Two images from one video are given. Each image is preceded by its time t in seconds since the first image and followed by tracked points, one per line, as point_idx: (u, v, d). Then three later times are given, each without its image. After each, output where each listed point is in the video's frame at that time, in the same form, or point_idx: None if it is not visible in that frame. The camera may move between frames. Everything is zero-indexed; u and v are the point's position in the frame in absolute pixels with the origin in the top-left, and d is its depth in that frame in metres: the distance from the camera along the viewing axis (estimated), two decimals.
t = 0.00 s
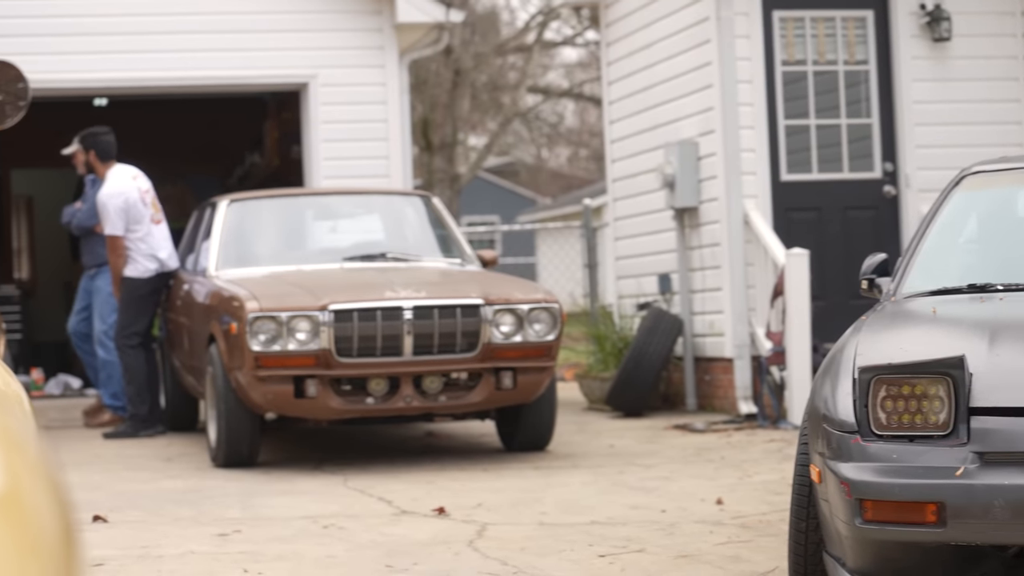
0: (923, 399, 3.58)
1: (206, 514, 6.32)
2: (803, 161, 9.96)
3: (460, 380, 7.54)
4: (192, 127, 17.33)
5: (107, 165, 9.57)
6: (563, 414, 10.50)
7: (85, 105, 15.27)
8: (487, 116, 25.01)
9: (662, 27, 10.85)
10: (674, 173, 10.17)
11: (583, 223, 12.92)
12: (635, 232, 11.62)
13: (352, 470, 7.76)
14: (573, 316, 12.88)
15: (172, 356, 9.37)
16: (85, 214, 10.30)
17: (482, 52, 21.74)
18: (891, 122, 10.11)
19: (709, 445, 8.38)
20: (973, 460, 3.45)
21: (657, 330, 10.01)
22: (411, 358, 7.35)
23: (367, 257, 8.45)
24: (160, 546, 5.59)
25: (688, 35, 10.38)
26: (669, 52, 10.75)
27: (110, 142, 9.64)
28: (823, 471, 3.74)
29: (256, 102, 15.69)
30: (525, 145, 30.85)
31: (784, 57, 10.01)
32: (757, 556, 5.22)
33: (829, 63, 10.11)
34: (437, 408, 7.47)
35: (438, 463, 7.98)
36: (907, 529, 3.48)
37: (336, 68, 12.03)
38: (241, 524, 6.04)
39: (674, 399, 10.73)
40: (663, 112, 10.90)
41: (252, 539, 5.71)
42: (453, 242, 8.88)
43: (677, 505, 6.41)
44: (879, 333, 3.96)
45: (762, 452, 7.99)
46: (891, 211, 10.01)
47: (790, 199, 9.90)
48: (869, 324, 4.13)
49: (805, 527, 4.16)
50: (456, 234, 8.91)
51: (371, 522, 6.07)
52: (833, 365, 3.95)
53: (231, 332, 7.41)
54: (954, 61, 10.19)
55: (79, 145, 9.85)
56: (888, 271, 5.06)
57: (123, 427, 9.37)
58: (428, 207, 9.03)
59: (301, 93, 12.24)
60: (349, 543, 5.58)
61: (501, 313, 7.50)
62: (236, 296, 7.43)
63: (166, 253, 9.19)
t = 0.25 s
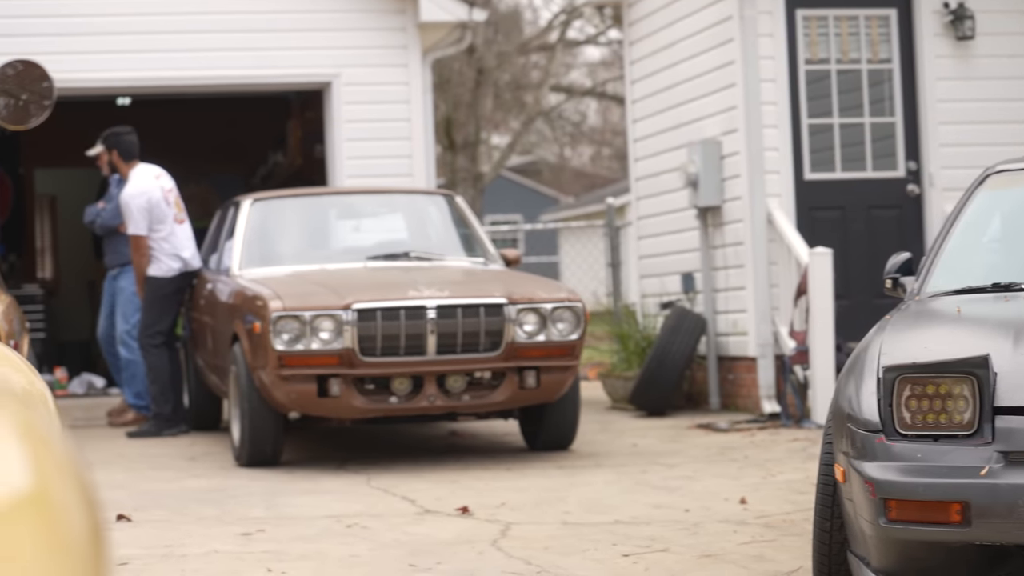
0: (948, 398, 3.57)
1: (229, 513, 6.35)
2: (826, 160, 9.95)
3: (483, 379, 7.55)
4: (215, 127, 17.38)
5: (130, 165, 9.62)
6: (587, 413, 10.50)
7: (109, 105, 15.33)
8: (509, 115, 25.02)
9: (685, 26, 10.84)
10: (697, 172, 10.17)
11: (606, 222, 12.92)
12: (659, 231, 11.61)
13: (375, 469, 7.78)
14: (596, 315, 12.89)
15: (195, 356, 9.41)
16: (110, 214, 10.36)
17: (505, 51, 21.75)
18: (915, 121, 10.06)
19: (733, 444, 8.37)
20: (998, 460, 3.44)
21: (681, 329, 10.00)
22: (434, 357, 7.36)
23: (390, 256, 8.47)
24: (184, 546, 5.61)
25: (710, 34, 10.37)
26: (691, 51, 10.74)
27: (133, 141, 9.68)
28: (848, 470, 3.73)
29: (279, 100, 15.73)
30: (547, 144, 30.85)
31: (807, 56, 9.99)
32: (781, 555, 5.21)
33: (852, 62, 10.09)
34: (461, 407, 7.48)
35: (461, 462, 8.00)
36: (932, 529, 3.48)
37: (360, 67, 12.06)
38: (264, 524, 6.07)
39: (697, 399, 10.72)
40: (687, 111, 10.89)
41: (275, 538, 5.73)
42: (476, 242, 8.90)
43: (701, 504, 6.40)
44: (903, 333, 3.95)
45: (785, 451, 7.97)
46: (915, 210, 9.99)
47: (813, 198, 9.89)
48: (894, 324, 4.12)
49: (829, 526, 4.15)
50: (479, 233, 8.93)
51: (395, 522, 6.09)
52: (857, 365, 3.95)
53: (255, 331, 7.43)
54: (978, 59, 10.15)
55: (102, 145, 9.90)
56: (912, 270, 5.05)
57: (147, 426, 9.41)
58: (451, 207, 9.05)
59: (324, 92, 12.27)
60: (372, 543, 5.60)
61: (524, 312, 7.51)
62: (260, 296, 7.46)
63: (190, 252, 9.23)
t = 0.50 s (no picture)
0: (973, 401, 3.59)
1: (254, 515, 6.37)
2: (851, 162, 9.92)
3: (508, 382, 7.57)
4: (239, 129, 17.44)
5: (155, 167, 9.66)
6: (611, 415, 10.50)
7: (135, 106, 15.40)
8: (534, 116, 25.05)
9: (710, 28, 10.83)
10: (722, 174, 10.15)
11: (631, 224, 12.91)
12: (684, 233, 11.60)
13: (400, 471, 7.80)
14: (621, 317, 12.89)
15: (220, 358, 9.46)
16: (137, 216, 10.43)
17: (530, 53, 21.77)
18: (941, 123, 10.03)
19: (758, 446, 8.36)
20: None
21: (705, 331, 10.03)
22: (459, 359, 7.38)
23: (415, 258, 8.49)
24: (209, 547, 5.64)
25: (736, 36, 10.36)
26: (717, 53, 10.74)
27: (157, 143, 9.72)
28: (873, 473, 3.73)
29: (303, 102, 15.78)
30: (572, 146, 30.85)
31: (832, 58, 9.97)
32: (806, 558, 5.21)
33: (878, 64, 10.06)
34: (485, 409, 7.49)
35: (486, 465, 8.01)
36: (957, 532, 3.47)
37: (385, 69, 12.09)
38: (289, 525, 6.09)
39: (722, 401, 10.71)
40: (712, 113, 10.87)
41: (300, 540, 5.75)
42: (501, 243, 8.91)
43: (726, 506, 6.40)
44: (929, 336, 3.94)
45: (810, 454, 7.96)
46: (940, 212, 9.96)
47: (839, 200, 9.86)
48: (920, 327, 4.11)
49: (855, 529, 4.15)
50: (503, 235, 8.94)
51: (419, 524, 6.10)
52: (883, 368, 3.94)
53: (280, 333, 7.46)
54: (1003, 61, 10.11)
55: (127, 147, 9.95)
56: (938, 272, 5.04)
57: (172, 427, 9.47)
58: (476, 209, 9.07)
59: (349, 95, 12.31)
60: (397, 545, 5.62)
61: (549, 314, 7.52)
62: (285, 297, 7.48)
63: (215, 254, 9.28)
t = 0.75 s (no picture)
0: (994, 403, 3.62)
1: (274, 517, 6.40)
2: (871, 163, 9.91)
3: (527, 384, 7.58)
4: (259, 130, 17.49)
5: (175, 169, 9.70)
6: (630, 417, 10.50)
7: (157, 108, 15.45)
8: (553, 118, 25.05)
9: (730, 29, 10.82)
10: (742, 176, 10.14)
11: (650, 226, 12.91)
12: (704, 235, 11.59)
13: (420, 473, 7.81)
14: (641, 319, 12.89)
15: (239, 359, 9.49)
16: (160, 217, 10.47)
17: (550, 55, 21.77)
18: (961, 125, 10.00)
19: (777, 449, 8.36)
20: None
21: (725, 333, 10.01)
22: (479, 361, 7.39)
23: (435, 260, 8.51)
24: (229, 549, 5.67)
25: (756, 37, 10.34)
26: (737, 54, 10.73)
27: (177, 144, 9.77)
28: (893, 476, 3.73)
29: (324, 103, 15.82)
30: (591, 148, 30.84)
31: (852, 60, 9.96)
32: (826, 560, 5.21)
33: (898, 66, 10.04)
34: (505, 411, 7.50)
35: (505, 466, 8.02)
36: (979, 534, 3.48)
37: (405, 71, 12.12)
38: (309, 527, 6.11)
39: (741, 403, 10.70)
40: (732, 115, 10.87)
41: (320, 542, 5.77)
42: (521, 245, 8.92)
43: (746, 509, 6.40)
44: (950, 336, 3.92)
45: (830, 456, 7.95)
46: (960, 214, 9.91)
47: (859, 202, 9.85)
48: (940, 328, 4.10)
49: (875, 532, 4.15)
50: (523, 237, 8.96)
51: (439, 525, 6.12)
52: (904, 369, 3.93)
53: (300, 335, 7.48)
54: None
55: (146, 150, 10.00)
56: (958, 274, 5.03)
57: (191, 429, 9.52)
58: (496, 210, 9.09)
59: (369, 97, 12.34)
60: (417, 547, 5.63)
61: (569, 316, 7.53)
62: (304, 299, 7.50)
63: (234, 256, 9.32)
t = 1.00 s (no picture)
0: (1018, 408, 3.60)
1: (297, 521, 6.43)
2: (894, 168, 9.89)
3: (550, 388, 7.59)
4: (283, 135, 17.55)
5: (198, 172, 9.76)
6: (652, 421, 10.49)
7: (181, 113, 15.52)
8: (576, 123, 25.05)
9: (753, 34, 10.81)
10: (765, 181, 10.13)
11: (673, 230, 12.90)
12: (727, 239, 11.57)
13: (443, 477, 7.83)
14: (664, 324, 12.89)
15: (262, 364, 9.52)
16: (183, 220, 10.52)
17: (572, 59, 21.77)
18: (985, 130, 9.94)
19: (801, 453, 8.35)
20: None
21: (748, 339, 9.98)
22: (502, 366, 7.41)
23: (458, 264, 8.53)
24: (252, 553, 5.70)
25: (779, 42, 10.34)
26: (760, 58, 10.72)
27: (200, 148, 9.82)
28: (917, 481, 3.73)
29: (347, 108, 15.86)
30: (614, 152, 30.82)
31: (875, 64, 9.94)
32: (849, 565, 5.20)
33: (921, 70, 10.02)
34: (528, 415, 7.51)
35: (528, 471, 8.03)
36: (1004, 540, 3.49)
37: (428, 75, 12.15)
38: (332, 532, 6.14)
39: (764, 408, 10.68)
40: (755, 119, 10.85)
41: (343, 546, 5.80)
42: (543, 250, 8.94)
43: (769, 514, 6.40)
44: (974, 341, 3.91)
45: (853, 461, 7.94)
46: (983, 219, 9.88)
47: (882, 207, 9.84)
48: (965, 333, 4.10)
49: (899, 537, 4.15)
50: (546, 241, 8.98)
51: (462, 530, 6.14)
52: (928, 375, 3.93)
53: (323, 339, 7.50)
54: None
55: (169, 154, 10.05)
56: (982, 279, 5.03)
57: (215, 433, 9.54)
58: (519, 215, 9.11)
59: (392, 101, 12.38)
60: (440, 551, 5.65)
61: (592, 320, 7.55)
62: (327, 304, 7.53)
63: (257, 260, 9.39)
